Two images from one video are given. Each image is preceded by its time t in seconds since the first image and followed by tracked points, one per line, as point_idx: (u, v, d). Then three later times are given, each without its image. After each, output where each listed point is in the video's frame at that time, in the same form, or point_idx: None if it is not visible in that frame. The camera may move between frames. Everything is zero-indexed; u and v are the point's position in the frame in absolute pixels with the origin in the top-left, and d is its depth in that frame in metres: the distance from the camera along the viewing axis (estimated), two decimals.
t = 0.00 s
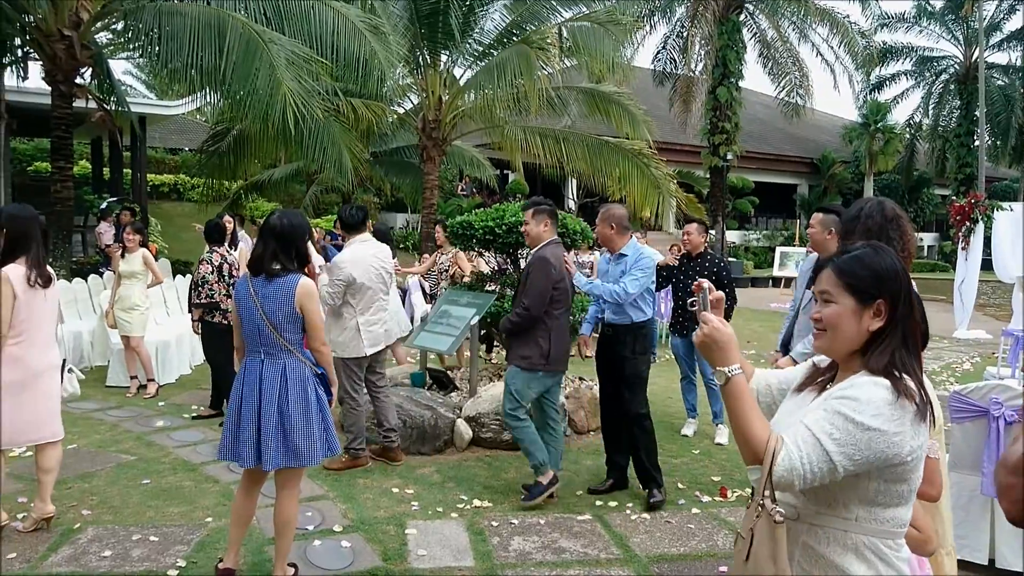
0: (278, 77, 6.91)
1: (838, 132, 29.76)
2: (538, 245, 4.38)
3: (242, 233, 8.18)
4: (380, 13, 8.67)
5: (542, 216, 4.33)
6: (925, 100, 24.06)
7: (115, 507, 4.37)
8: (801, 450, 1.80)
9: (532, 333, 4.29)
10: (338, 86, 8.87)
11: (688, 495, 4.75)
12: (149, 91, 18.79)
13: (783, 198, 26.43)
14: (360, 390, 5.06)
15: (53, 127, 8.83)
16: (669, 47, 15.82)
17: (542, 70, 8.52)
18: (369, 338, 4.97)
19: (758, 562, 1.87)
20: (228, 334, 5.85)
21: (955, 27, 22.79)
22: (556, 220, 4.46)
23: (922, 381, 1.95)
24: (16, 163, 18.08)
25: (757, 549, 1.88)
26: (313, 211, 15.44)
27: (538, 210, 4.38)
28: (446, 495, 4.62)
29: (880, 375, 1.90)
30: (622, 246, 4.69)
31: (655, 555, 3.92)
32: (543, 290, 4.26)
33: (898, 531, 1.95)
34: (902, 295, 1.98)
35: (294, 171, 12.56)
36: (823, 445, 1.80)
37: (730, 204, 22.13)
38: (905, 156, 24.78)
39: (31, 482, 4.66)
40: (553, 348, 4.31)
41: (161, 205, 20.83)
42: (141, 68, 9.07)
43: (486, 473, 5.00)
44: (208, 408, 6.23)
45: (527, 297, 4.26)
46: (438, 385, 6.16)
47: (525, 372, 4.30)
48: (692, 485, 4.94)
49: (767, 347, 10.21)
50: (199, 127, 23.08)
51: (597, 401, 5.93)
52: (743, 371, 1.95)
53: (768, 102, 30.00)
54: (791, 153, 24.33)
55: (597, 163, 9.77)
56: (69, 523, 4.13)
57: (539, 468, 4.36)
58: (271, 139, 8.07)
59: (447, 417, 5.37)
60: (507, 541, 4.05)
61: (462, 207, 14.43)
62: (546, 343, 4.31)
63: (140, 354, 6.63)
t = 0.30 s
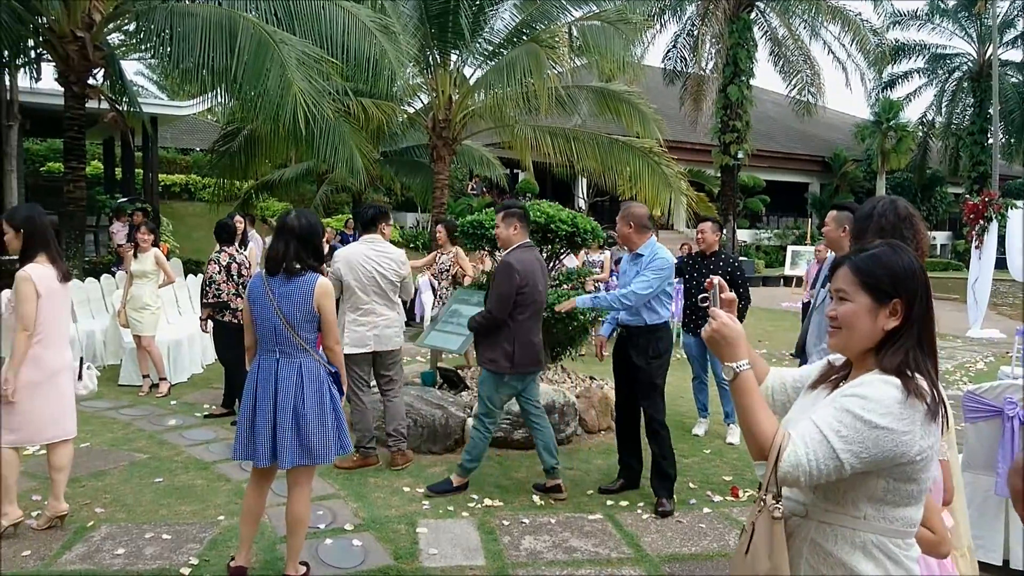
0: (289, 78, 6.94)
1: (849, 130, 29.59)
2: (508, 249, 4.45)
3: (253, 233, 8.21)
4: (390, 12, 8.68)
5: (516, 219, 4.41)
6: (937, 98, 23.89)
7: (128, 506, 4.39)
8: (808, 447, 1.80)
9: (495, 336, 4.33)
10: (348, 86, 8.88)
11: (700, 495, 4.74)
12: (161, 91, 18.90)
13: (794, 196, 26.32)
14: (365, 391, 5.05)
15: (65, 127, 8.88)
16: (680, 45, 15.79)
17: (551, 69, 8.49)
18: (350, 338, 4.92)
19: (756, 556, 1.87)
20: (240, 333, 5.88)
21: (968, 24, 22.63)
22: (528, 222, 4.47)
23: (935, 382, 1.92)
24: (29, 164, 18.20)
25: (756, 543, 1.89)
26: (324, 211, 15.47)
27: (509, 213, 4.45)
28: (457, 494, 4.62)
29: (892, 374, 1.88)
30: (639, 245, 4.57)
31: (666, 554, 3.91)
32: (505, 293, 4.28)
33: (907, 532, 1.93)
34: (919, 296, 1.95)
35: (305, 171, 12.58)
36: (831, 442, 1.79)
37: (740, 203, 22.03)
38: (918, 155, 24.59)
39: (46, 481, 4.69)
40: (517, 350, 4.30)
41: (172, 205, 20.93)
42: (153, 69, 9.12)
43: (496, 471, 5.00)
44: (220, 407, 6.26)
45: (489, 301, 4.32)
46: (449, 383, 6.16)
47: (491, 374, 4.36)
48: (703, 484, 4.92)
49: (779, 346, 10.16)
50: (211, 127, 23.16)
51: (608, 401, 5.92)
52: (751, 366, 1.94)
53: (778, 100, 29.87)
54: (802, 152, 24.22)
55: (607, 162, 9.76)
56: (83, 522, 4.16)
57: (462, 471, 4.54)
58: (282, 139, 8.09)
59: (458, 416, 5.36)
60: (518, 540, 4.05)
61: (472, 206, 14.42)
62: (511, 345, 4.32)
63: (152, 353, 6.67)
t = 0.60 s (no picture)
0: (304, 79, 6.99)
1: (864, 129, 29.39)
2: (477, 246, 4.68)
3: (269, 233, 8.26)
4: (404, 13, 8.70)
5: (482, 217, 4.64)
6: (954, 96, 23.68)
7: (147, 504, 4.43)
8: (828, 445, 1.79)
9: (467, 332, 4.53)
10: (362, 86, 8.91)
11: (716, 495, 4.73)
12: (177, 93, 19.02)
13: (809, 195, 26.17)
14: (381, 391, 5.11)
15: (84, 129, 8.95)
16: (694, 44, 15.77)
17: (564, 69, 8.47)
18: (367, 335, 4.95)
19: (792, 558, 1.84)
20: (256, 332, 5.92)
21: (985, 21, 22.42)
22: (494, 221, 4.69)
23: (956, 383, 1.91)
24: (47, 165, 18.37)
25: (790, 544, 1.85)
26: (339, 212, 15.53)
27: (476, 211, 4.68)
28: (473, 493, 4.63)
29: (912, 374, 1.87)
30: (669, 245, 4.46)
31: (683, 554, 3.91)
32: (473, 290, 4.51)
33: (927, 532, 1.92)
34: (942, 295, 1.94)
35: (320, 172, 12.63)
36: (851, 441, 1.79)
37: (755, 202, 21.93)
38: (934, 153, 24.38)
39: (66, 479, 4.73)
40: (489, 346, 4.48)
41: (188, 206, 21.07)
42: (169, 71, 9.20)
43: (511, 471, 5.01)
44: (237, 406, 6.30)
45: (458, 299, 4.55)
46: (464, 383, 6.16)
47: (467, 370, 4.52)
48: (719, 485, 4.91)
49: (794, 346, 10.11)
50: (226, 128, 23.30)
51: (623, 400, 5.91)
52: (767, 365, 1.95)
53: (793, 99, 29.72)
54: (816, 150, 24.08)
55: (621, 161, 9.75)
56: (103, 519, 4.20)
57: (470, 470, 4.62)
58: (297, 140, 8.13)
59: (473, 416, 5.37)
60: (534, 539, 4.06)
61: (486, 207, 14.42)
62: (483, 340, 4.52)
63: (169, 353, 6.72)
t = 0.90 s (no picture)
0: (322, 81, 7.05)
1: (882, 128, 29.17)
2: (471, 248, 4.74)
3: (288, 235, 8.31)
4: (421, 14, 8.72)
5: (468, 219, 4.69)
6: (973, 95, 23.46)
7: (169, 503, 4.47)
8: (852, 447, 1.79)
9: (473, 333, 4.61)
10: (379, 88, 8.95)
11: (735, 496, 4.71)
12: (195, 95, 19.18)
13: (825, 195, 26.01)
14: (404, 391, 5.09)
15: (105, 131, 9.03)
16: (710, 44, 15.75)
17: (580, 69, 8.44)
18: (390, 332, 4.97)
19: (812, 560, 1.83)
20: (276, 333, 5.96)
21: (1005, 18, 22.18)
22: (481, 221, 4.71)
23: (983, 385, 1.88)
24: (68, 167, 18.56)
25: (809, 546, 1.84)
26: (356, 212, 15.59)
27: (462, 212, 4.71)
28: (492, 494, 4.65)
29: (937, 375, 1.85)
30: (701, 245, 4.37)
31: (703, 556, 3.90)
32: (476, 292, 4.54)
33: (953, 533, 1.91)
34: (968, 296, 1.91)
35: (337, 173, 12.69)
36: (874, 443, 1.79)
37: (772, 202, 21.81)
38: (953, 152, 24.14)
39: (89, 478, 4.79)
40: (496, 343, 4.58)
41: (206, 207, 21.24)
42: (188, 73, 9.27)
43: (529, 471, 5.02)
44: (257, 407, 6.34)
45: (461, 301, 4.58)
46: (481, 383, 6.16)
47: (474, 369, 4.61)
48: (738, 486, 4.90)
49: (812, 347, 10.05)
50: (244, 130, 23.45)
51: (641, 401, 5.91)
52: (790, 367, 1.96)
53: (809, 98, 29.56)
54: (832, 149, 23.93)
55: (638, 162, 9.73)
56: (126, 518, 4.24)
57: (487, 469, 4.65)
58: (314, 142, 8.17)
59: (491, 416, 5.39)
60: (553, 540, 4.06)
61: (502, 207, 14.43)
62: (489, 339, 4.59)
63: (190, 353, 6.77)
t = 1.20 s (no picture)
0: (340, 83, 7.08)
1: (902, 128, 28.91)
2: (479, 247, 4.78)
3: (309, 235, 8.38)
4: (438, 17, 8.76)
5: (479, 216, 4.73)
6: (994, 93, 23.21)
7: (190, 502, 4.50)
8: (864, 457, 1.78)
9: (478, 330, 4.63)
10: (397, 90, 8.98)
11: (755, 499, 4.69)
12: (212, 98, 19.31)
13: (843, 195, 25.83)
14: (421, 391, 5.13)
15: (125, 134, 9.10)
16: (728, 43, 15.71)
17: (597, 70, 8.44)
18: (415, 333, 4.97)
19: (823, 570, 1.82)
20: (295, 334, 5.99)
21: None
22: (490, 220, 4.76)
23: (1003, 389, 1.83)
24: (90, 170, 18.79)
25: (822, 559, 1.84)
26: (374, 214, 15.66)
27: (474, 211, 4.75)
28: (510, 495, 4.65)
29: (952, 379, 1.81)
30: (723, 248, 4.33)
31: (723, 558, 3.88)
32: (486, 290, 4.57)
33: (968, 539, 1.87)
34: (992, 297, 1.86)
35: (354, 175, 12.76)
36: (886, 451, 1.77)
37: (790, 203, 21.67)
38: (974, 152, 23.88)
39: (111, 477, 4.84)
40: (503, 341, 4.65)
41: (225, 208, 21.42)
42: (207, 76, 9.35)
43: (548, 473, 5.01)
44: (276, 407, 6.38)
45: (470, 299, 4.58)
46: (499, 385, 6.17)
47: (477, 365, 4.65)
48: (758, 488, 4.87)
49: (833, 348, 9.98)
50: (263, 131, 23.62)
51: (660, 402, 5.89)
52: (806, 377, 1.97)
53: (828, 98, 29.36)
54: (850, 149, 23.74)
55: (655, 163, 9.70)
56: (147, 517, 4.27)
57: (493, 463, 4.65)
58: (333, 144, 8.20)
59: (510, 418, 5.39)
60: (572, 541, 4.06)
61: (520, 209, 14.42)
62: (497, 336, 4.65)
63: (210, 354, 6.82)
